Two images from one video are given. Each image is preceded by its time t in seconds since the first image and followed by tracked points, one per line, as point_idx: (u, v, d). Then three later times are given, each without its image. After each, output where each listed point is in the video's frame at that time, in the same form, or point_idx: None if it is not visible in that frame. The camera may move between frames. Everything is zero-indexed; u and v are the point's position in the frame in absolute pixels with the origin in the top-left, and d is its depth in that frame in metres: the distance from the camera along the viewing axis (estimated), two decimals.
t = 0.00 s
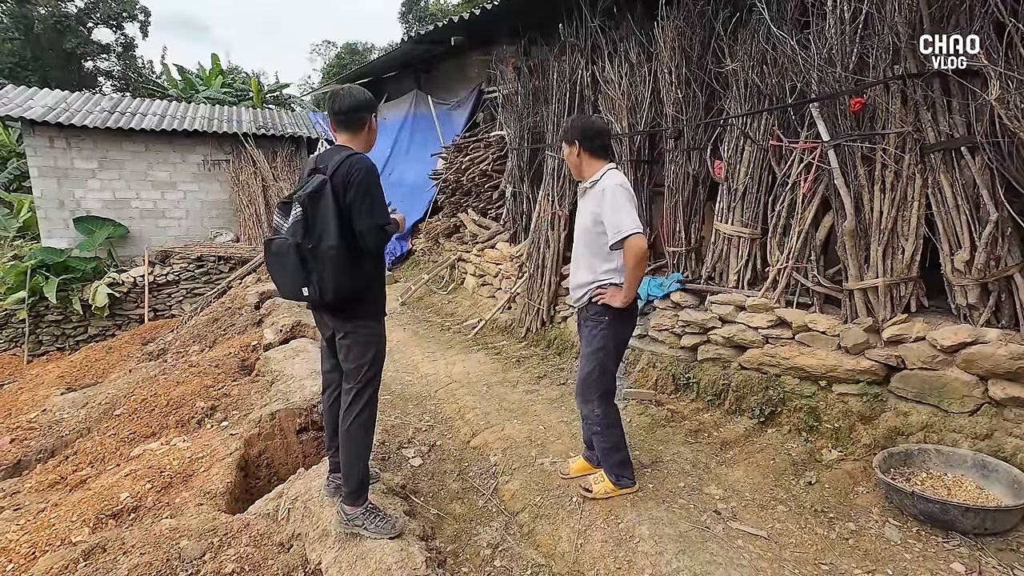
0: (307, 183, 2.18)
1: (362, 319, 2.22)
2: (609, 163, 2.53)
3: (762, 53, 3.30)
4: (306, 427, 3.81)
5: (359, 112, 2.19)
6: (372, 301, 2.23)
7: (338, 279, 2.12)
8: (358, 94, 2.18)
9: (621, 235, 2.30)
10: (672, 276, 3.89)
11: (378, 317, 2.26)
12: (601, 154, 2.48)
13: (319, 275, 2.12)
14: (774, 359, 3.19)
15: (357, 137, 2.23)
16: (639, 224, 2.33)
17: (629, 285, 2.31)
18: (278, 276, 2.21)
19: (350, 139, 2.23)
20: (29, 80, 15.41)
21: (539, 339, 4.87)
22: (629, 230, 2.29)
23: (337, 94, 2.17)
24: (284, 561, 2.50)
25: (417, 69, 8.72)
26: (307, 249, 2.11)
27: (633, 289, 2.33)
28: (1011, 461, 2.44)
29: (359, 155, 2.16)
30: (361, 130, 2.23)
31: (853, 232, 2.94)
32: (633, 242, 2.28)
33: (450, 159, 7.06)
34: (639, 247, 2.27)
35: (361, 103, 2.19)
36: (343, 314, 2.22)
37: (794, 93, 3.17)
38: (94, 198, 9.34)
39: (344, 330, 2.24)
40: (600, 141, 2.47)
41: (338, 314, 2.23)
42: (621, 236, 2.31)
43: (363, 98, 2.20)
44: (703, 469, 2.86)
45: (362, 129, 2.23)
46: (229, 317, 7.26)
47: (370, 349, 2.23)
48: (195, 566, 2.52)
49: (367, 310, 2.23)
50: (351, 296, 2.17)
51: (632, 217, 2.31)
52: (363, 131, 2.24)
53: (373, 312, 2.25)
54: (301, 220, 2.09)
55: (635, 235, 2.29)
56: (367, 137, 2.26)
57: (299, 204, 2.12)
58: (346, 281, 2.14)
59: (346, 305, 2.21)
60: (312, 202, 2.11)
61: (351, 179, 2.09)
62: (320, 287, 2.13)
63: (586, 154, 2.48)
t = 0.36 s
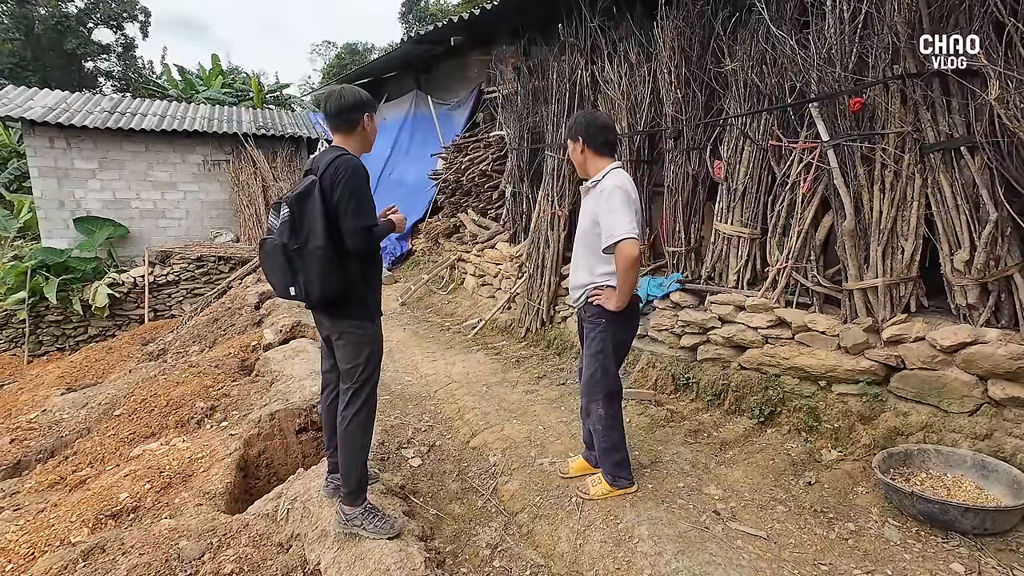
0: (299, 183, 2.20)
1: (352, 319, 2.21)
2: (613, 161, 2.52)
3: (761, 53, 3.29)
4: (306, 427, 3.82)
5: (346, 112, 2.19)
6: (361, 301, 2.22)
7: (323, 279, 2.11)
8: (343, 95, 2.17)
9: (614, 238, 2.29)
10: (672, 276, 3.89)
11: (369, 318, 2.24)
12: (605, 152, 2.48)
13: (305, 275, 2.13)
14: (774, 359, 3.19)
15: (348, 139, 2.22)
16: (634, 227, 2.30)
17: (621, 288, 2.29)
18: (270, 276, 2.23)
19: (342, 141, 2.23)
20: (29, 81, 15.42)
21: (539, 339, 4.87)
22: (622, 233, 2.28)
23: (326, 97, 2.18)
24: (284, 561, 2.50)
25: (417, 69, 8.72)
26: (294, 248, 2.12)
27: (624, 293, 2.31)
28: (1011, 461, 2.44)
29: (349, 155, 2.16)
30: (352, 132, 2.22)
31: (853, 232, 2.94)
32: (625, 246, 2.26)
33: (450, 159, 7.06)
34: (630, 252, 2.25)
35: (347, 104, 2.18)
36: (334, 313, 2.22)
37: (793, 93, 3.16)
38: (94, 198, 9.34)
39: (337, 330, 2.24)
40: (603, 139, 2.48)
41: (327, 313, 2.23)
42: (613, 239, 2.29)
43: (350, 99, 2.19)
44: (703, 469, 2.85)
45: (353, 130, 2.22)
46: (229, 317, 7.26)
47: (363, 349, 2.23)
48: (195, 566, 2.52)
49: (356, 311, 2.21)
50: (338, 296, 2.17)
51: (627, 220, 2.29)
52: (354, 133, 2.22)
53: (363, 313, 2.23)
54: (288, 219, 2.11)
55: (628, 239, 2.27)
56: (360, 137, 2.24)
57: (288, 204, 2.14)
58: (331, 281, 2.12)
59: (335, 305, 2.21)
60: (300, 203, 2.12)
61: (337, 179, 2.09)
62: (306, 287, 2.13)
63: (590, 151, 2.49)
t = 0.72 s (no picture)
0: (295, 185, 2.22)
1: (347, 320, 2.21)
2: (611, 161, 2.53)
3: (761, 53, 3.29)
4: (306, 427, 3.83)
5: (337, 113, 2.18)
6: (354, 301, 2.20)
7: (313, 279, 2.10)
8: (333, 96, 2.16)
9: (596, 238, 2.28)
10: (671, 277, 3.89)
11: (363, 318, 2.23)
12: (600, 151, 2.50)
13: (298, 275, 2.12)
14: (773, 359, 3.19)
15: (343, 139, 2.23)
16: (617, 227, 2.28)
17: (605, 289, 2.29)
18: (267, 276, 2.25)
19: (336, 143, 2.23)
20: (29, 82, 15.42)
21: (539, 339, 4.87)
22: (604, 233, 2.27)
23: (320, 99, 2.19)
24: (283, 562, 2.50)
25: (417, 69, 8.71)
26: (287, 247, 2.12)
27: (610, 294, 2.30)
28: (1012, 462, 2.43)
29: (343, 156, 2.16)
30: (345, 133, 2.22)
31: (853, 232, 2.93)
32: (605, 247, 2.25)
33: (450, 159, 7.06)
34: (609, 252, 2.24)
35: (337, 106, 2.17)
36: (328, 313, 2.22)
37: (793, 93, 3.16)
38: (94, 199, 9.34)
39: (332, 330, 2.24)
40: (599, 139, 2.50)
41: (322, 313, 2.23)
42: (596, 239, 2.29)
43: (341, 100, 2.17)
44: (702, 470, 2.85)
45: (345, 131, 2.22)
46: (229, 317, 7.26)
47: (359, 349, 2.22)
48: (194, 567, 2.52)
49: (350, 310, 2.20)
50: (330, 295, 2.16)
51: (610, 220, 2.28)
52: (347, 134, 2.23)
53: (357, 313, 2.22)
54: (281, 219, 2.12)
55: (609, 238, 2.26)
56: (353, 139, 2.24)
57: (282, 205, 2.15)
58: (322, 281, 2.11)
59: (329, 304, 2.21)
60: (293, 203, 2.13)
61: (329, 179, 2.08)
62: (298, 287, 2.13)
63: (585, 151, 2.52)
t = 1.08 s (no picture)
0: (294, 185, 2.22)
1: (346, 320, 2.20)
2: (597, 162, 2.58)
3: (761, 53, 3.29)
4: (306, 428, 3.83)
5: (331, 113, 2.19)
6: (353, 301, 2.20)
7: (312, 279, 2.09)
8: (325, 96, 2.15)
9: (567, 236, 2.32)
10: (672, 277, 3.89)
11: (363, 318, 2.22)
12: (585, 154, 2.56)
13: (296, 275, 2.12)
14: (774, 359, 3.18)
15: (340, 139, 2.22)
16: (589, 224, 2.30)
17: (579, 284, 2.31)
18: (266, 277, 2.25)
19: (333, 143, 2.23)
20: (29, 82, 15.42)
21: (539, 339, 4.86)
22: (573, 230, 2.29)
23: (319, 99, 2.20)
24: (283, 563, 2.49)
25: (417, 70, 8.71)
26: (285, 247, 2.11)
27: (586, 289, 2.33)
28: (1013, 463, 2.42)
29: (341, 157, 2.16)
30: (339, 134, 2.21)
31: (853, 232, 2.93)
32: (574, 244, 2.28)
33: (450, 160, 7.06)
34: (578, 248, 2.27)
35: (329, 105, 2.17)
36: (327, 313, 2.21)
37: (793, 93, 3.16)
38: (94, 199, 9.34)
39: (332, 330, 2.24)
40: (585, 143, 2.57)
41: (321, 312, 2.22)
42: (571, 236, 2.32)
43: (334, 100, 2.16)
44: (703, 471, 2.84)
45: (339, 132, 2.21)
46: (229, 318, 7.26)
47: (359, 348, 2.22)
48: (193, 568, 2.51)
49: (349, 310, 2.20)
50: (329, 295, 2.15)
51: (581, 217, 2.30)
52: (342, 134, 2.22)
53: (356, 312, 2.21)
54: (280, 219, 2.11)
55: (578, 235, 2.28)
56: (348, 139, 2.22)
57: (280, 205, 2.15)
58: (320, 281, 2.10)
59: (327, 304, 2.20)
60: (291, 203, 2.12)
61: (328, 179, 2.08)
62: (297, 287, 2.12)
63: (571, 155, 2.60)
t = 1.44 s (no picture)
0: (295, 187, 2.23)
1: (346, 320, 2.21)
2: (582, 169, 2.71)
3: (761, 53, 3.29)
4: (306, 429, 3.83)
5: (330, 113, 2.20)
6: (353, 300, 2.20)
7: (310, 279, 2.10)
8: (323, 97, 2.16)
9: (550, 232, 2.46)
10: (671, 277, 3.90)
11: (363, 318, 2.22)
12: (571, 161, 2.67)
13: (296, 276, 2.12)
14: (774, 359, 3.19)
15: (338, 139, 2.21)
16: (568, 221, 2.44)
17: (560, 278, 2.46)
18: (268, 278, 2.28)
19: (332, 144, 2.23)
20: (29, 83, 15.44)
21: (539, 340, 4.87)
22: (554, 228, 2.44)
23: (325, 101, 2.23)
24: (284, 563, 2.50)
25: (417, 70, 8.72)
26: (285, 248, 2.13)
27: (567, 283, 2.48)
28: (1012, 463, 2.42)
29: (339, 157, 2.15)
30: (336, 135, 2.21)
31: (853, 232, 2.93)
32: (554, 239, 2.42)
33: (450, 160, 7.07)
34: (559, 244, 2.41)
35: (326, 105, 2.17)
36: (328, 314, 2.22)
37: (793, 93, 3.16)
38: (95, 200, 9.34)
39: (332, 331, 2.24)
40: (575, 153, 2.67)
41: (322, 312, 2.23)
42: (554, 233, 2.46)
43: (334, 100, 2.17)
44: (703, 471, 2.85)
45: (336, 133, 2.21)
46: (229, 318, 7.26)
47: (359, 349, 2.22)
48: (194, 569, 2.52)
49: (349, 310, 2.20)
50: (329, 295, 2.16)
51: (562, 215, 2.45)
52: (339, 136, 2.21)
53: (356, 312, 2.21)
54: (280, 220, 2.12)
55: (559, 231, 2.43)
56: (344, 140, 2.20)
57: (280, 206, 2.16)
58: (319, 281, 2.11)
59: (328, 304, 2.21)
60: (291, 204, 2.14)
61: (326, 180, 2.08)
62: (297, 287, 2.13)
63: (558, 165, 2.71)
